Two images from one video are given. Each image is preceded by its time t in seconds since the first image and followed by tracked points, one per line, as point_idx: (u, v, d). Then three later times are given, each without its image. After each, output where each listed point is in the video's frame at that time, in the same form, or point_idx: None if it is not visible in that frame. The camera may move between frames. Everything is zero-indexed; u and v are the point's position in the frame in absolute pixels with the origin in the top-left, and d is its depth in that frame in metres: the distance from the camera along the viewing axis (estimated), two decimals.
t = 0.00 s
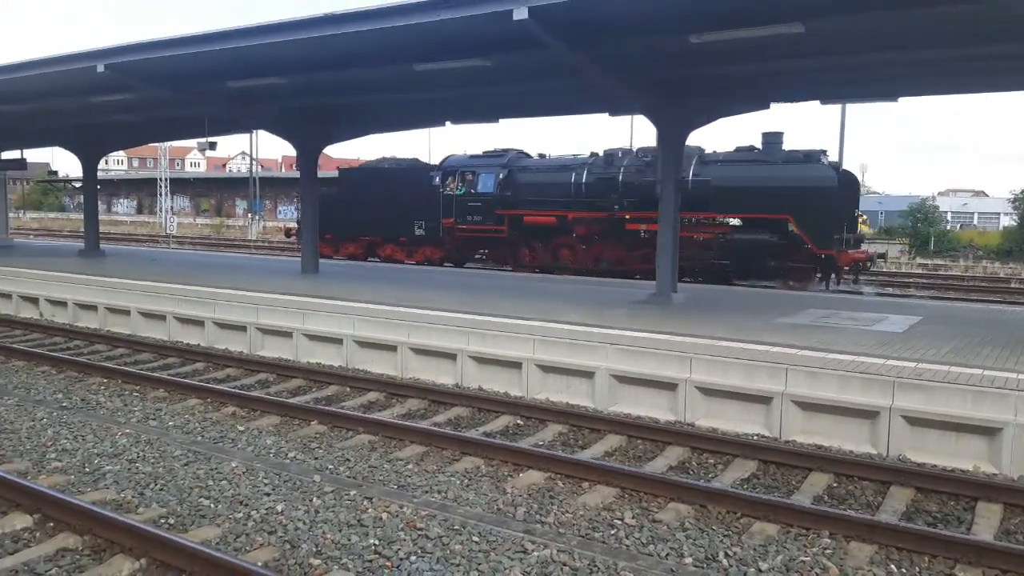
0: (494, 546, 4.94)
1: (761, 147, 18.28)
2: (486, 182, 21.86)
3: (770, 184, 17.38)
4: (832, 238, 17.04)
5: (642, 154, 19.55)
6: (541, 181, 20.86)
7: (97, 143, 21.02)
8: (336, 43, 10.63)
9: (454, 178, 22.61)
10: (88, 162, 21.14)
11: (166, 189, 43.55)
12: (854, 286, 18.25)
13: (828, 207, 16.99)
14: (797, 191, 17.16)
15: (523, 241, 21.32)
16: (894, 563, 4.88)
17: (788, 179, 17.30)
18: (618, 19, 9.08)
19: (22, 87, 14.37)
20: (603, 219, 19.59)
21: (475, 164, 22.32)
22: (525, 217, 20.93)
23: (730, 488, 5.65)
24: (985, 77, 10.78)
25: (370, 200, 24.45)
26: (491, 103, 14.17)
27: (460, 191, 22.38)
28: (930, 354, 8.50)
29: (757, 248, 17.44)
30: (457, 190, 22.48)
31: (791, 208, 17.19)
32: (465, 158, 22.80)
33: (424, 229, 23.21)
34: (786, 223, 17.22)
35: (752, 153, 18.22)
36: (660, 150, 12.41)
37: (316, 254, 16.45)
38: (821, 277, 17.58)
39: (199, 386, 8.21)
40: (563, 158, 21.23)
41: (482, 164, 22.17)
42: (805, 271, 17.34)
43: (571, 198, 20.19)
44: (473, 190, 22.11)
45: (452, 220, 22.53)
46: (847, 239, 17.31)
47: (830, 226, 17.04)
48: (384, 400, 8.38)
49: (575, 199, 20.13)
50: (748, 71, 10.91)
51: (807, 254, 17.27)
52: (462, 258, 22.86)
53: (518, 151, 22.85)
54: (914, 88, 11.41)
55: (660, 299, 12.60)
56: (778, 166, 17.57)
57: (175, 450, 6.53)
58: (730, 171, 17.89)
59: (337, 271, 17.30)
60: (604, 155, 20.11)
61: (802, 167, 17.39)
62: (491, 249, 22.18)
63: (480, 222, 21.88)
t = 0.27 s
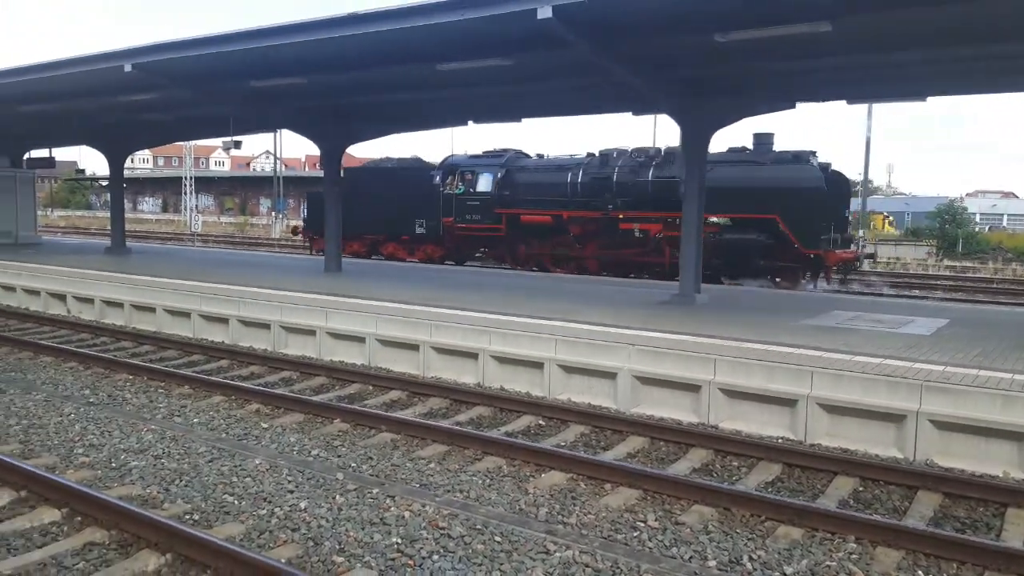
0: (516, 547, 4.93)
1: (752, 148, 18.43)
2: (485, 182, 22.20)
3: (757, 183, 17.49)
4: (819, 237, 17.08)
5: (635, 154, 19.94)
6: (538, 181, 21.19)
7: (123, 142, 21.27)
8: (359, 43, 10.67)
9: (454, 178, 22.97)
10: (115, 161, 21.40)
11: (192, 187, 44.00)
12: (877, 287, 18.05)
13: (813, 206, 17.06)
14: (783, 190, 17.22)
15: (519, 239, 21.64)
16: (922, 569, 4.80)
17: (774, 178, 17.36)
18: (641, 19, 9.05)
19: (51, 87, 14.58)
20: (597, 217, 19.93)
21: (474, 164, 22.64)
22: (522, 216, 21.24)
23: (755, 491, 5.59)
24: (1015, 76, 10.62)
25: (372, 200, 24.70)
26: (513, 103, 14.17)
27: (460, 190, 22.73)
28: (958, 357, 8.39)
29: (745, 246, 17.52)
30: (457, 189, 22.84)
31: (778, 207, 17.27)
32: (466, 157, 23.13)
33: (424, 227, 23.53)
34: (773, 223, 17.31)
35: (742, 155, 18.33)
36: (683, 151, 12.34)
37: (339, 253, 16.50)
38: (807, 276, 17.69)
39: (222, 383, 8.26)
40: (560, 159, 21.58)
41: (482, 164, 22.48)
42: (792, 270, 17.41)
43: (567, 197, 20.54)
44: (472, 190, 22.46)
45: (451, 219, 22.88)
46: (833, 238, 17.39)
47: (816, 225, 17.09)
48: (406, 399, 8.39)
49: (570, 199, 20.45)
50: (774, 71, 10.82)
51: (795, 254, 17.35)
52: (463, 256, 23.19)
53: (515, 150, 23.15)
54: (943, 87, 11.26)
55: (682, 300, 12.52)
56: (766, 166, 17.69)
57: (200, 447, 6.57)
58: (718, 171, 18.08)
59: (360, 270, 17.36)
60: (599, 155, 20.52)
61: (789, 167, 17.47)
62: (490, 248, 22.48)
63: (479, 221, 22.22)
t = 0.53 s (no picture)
0: (541, 544, 4.92)
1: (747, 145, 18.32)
2: (486, 180, 22.36)
3: (747, 181, 17.64)
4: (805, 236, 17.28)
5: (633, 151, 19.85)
6: (538, 179, 21.23)
7: (153, 140, 21.53)
8: (386, 41, 10.71)
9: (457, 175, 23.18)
10: (145, 160, 21.67)
11: (220, 185, 44.44)
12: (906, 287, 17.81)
13: (800, 206, 17.19)
14: (772, 189, 17.36)
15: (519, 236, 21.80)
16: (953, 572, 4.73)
17: (765, 176, 17.46)
18: (668, 16, 9.00)
19: (83, 86, 14.79)
20: (595, 214, 20.00)
21: (476, 162, 22.80)
22: (522, 213, 21.35)
23: (782, 491, 5.54)
24: None
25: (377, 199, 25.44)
26: (538, 100, 14.15)
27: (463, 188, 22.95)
28: (990, 357, 8.25)
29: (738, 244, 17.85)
30: (460, 186, 23.07)
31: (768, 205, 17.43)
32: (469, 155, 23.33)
33: (429, 224, 24.02)
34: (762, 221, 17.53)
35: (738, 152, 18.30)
36: (711, 148, 12.27)
37: (366, 250, 16.58)
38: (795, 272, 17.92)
39: (250, 379, 8.34)
40: (561, 157, 21.49)
41: (484, 162, 22.64)
42: (781, 267, 17.64)
43: (565, 195, 20.56)
44: (475, 187, 22.68)
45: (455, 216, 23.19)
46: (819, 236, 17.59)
47: (802, 224, 17.25)
48: (431, 396, 8.41)
49: (568, 197, 20.48)
50: (802, 67, 10.71)
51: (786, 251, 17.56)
52: (465, 251, 23.64)
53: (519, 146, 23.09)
54: (975, 83, 11.08)
55: (709, 298, 12.44)
56: (758, 164, 17.73)
57: (228, 442, 6.63)
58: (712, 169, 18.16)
59: (386, 267, 17.44)
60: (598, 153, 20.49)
61: (780, 165, 17.47)
62: (492, 244, 22.85)
63: (480, 218, 22.47)
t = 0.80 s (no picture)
0: (573, 544, 4.91)
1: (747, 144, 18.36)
2: (492, 180, 22.77)
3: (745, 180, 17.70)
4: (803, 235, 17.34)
5: (635, 150, 20.01)
6: (543, 179, 21.59)
7: (188, 141, 21.81)
8: (417, 41, 10.75)
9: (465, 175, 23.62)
10: (179, 161, 21.97)
11: (252, 185, 44.91)
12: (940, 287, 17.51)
13: (797, 204, 17.22)
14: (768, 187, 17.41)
15: (524, 234, 22.21)
16: None
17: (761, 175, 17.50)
18: (700, 13, 8.94)
19: (119, 88, 15.02)
20: (597, 213, 20.20)
21: (483, 162, 23.26)
22: (526, 212, 21.74)
23: (817, 493, 5.47)
24: None
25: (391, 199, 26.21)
26: (568, 99, 14.13)
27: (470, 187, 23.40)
28: None
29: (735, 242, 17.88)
30: (467, 186, 23.50)
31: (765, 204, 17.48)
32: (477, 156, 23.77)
33: (438, 223, 24.54)
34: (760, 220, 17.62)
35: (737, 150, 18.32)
36: (743, 147, 12.16)
37: (396, 250, 16.65)
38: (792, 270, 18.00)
39: (283, 377, 8.42)
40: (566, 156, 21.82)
41: (491, 162, 23.06)
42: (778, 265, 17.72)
43: (569, 194, 20.92)
44: (481, 187, 23.11)
45: (463, 215, 23.62)
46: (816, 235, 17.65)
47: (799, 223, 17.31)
48: (462, 395, 8.43)
49: (572, 196, 20.82)
50: (837, 64, 10.58)
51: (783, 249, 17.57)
52: (473, 250, 24.02)
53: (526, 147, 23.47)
54: (1014, 79, 10.87)
55: (740, 298, 12.32)
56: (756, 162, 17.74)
57: (262, 439, 6.70)
58: (710, 168, 18.23)
59: (416, 267, 17.50)
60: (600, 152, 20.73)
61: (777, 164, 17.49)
62: (498, 242, 23.30)
63: (487, 217, 22.94)
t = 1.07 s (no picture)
0: (598, 551, 4.89)
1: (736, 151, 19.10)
2: (493, 186, 23.58)
3: (733, 184, 18.36)
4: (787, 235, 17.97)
5: (629, 156, 20.89)
6: (542, 185, 22.49)
7: (213, 150, 22.05)
8: (440, 49, 10.80)
9: (467, 182, 24.43)
10: (205, 170, 22.26)
11: (277, 194, 45.43)
12: (966, 290, 17.36)
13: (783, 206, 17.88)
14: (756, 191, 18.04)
15: (524, 239, 23.02)
16: None
17: (749, 179, 18.15)
18: (724, 17, 8.90)
19: (147, 98, 15.23)
20: (593, 218, 21.10)
21: (483, 170, 24.09)
22: (527, 217, 22.61)
23: (844, 500, 5.41)
24: None
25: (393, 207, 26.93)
26: (589, 105, 14.15)
27: (471, 194, 24.15)
28: None
29: (724, 244, 18.43)
30: (468, 193, 24.27)
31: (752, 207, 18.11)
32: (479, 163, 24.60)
33: (441, 228, 25.03)
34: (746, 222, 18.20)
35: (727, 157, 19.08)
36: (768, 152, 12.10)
37: (419, 257, 16.72)
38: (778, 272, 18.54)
39: (308, 384, 8.47)
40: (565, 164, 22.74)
41: (491, 169, 23.91)
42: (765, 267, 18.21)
43: (566, 200, 21.77)
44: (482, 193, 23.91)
45: (465, 220, 24.30)
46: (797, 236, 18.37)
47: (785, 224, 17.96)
48: (485, 401, 8.44)
49: (569, 201, 21.68)
50: (862, 67, 10.50)
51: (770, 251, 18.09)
52: (474, 256, 24.67)
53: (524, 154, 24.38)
54: None
55: (765, 303, 12.23)
56: (744, 167, 18.43)
57: (287, 445, 6.74)
58: (701, 173, 18.98)
59: (439, 273, 17.57)
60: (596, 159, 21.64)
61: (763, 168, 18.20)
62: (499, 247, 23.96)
63: (487, 223, 23.69)
